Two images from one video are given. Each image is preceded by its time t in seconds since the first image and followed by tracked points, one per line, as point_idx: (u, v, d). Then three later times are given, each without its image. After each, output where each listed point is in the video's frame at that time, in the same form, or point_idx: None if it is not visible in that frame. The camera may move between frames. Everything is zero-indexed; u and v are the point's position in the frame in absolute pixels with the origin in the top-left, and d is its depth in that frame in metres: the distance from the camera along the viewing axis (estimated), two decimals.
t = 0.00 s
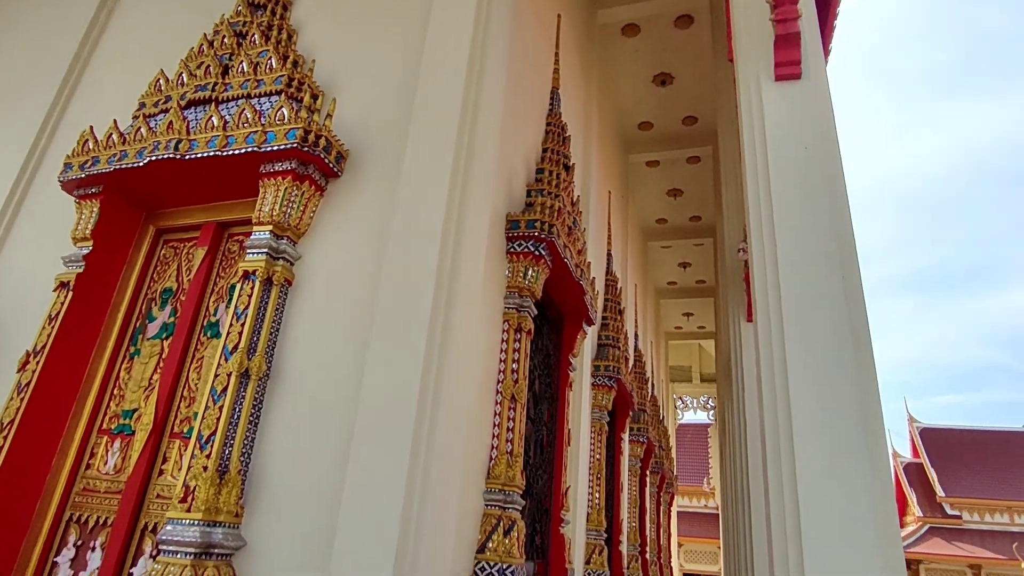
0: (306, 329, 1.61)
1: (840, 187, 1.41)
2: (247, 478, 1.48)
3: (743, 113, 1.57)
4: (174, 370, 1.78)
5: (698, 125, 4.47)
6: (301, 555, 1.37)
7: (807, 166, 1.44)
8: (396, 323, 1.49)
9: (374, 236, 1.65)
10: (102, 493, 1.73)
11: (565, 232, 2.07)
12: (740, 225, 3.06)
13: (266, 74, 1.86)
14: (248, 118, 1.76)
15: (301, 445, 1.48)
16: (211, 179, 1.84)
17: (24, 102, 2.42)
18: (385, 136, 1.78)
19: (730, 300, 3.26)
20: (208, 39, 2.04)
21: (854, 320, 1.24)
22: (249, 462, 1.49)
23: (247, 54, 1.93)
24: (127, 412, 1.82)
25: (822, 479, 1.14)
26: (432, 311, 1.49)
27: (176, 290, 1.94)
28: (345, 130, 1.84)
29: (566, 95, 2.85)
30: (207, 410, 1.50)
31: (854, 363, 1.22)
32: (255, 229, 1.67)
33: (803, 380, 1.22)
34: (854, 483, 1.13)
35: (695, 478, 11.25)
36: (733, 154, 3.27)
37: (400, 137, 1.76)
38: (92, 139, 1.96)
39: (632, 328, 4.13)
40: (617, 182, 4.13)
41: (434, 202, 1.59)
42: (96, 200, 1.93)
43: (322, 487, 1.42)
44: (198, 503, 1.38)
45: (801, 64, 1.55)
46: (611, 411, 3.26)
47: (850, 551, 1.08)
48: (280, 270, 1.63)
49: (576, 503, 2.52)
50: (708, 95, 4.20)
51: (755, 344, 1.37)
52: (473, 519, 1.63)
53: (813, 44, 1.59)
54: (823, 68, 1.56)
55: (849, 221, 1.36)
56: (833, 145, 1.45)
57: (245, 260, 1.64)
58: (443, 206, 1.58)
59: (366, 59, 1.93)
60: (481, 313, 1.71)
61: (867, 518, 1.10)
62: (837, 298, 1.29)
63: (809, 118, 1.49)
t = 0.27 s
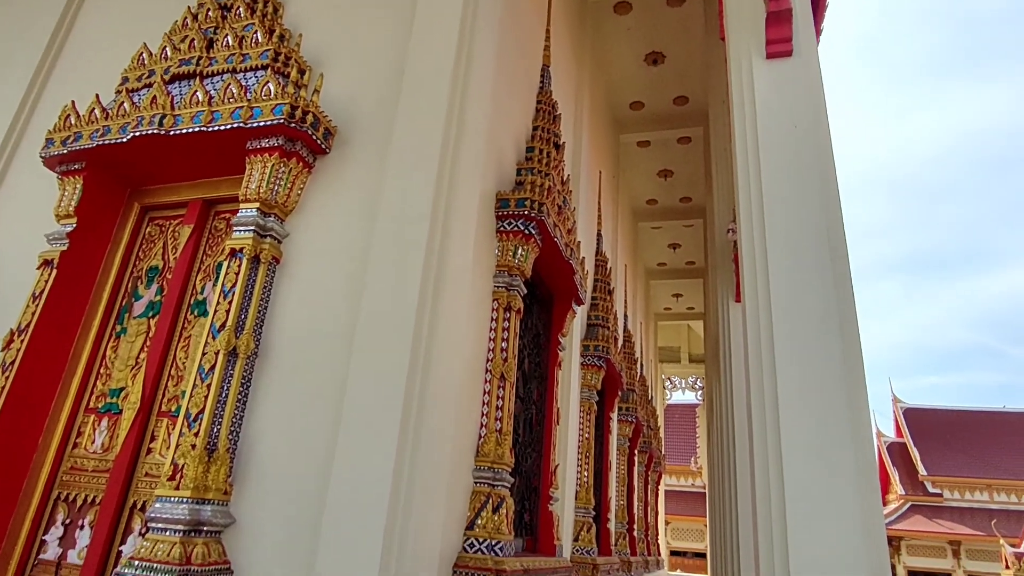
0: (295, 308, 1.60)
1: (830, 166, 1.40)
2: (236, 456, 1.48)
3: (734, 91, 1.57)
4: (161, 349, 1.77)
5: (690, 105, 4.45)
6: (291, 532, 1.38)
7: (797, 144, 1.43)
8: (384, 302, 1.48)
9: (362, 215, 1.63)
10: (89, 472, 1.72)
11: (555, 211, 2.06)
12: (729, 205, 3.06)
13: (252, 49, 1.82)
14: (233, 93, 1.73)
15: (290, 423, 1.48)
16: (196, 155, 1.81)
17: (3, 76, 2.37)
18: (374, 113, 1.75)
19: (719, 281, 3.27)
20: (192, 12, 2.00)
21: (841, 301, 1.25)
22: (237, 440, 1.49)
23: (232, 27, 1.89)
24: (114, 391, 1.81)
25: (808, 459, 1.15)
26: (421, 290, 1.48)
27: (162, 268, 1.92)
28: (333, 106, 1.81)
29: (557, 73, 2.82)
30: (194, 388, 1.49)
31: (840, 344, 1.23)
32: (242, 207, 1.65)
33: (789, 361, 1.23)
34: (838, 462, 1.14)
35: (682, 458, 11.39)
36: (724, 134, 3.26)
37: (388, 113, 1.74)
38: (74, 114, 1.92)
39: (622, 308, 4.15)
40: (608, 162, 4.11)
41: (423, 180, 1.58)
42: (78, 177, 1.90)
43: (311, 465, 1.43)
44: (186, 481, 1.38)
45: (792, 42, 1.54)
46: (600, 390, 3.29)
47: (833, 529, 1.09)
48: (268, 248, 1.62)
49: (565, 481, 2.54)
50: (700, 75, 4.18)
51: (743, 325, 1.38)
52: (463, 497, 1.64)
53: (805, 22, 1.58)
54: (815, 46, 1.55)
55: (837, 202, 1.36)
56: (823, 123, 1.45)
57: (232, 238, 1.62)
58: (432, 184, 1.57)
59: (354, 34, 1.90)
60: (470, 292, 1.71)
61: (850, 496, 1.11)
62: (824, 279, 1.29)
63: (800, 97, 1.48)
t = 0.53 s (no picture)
0: (285, 288, 1.59)
1: (821, 144, 1.40)
2: (227, 435, 1.48)
3: (726, 69, 1.56)
4: (150, 329, 1.76)
5: (683, 85, 4.43)
6: (284, 511, 1.38)
7: (789, 122, 1.43)
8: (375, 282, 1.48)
9: (352, 194, 1.62)
10: (81, 453, 1.72)
11: (546, 191, 2.06)
12: (721, 186, 3.06)
13: (238, 25, 1.79)
14: (220, 70, 1.70)
15: (281, 403, 1.48)
16: (183, 133, 1.79)
17: None
18: (363, 91, 1.73)
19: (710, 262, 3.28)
20: None
21: (831, 280, 1.25)
22: (229, 419, 1.49)
23: (217, 3, 1.86)
24: (104, 372, 1.80)
25: (797, 436, 1.16)
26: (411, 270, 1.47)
27: (151, 248, 1.90)
28: (321, 84, 1.79)
29: (549, 52, 2.80)
30: (185, 368, 1.49)
31: (829, 323, 1.23)
32: (231, 186, 1.63)
33: (778, 341, 1.24)
34: (827, 441, 1.15)
35: (673, 438, 11.50)
36: (716, 114, 3.25)
37: (378, 92, 1.72)
38: (57, 92, 1.89)
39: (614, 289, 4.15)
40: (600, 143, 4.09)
41: (413, 159, 1.56)
42: (63, 156, 1.87)
43: (303, 444, 1.43)
44: (178, 460, 1.38)
45: (786, 19, 1.53)
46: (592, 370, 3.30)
47: (820, 507, 1.11)
48: (257, 228, 1.60)
49: (557, 460, 2.56)
50: (692, 54, 4.15)
51: (734, 305, 1.39)
52: (454, 475, 1.66)
53: None
54: (808, 23, 1.54)
55: (830, 181, 1.35)
56: (815, 101, 1.44)
57: (220, 217, 1.60)
58: (423, 162, 1.56)
59: (342, 10, 1.87)
60: (461, 272, 1.70)
61: (839, 473, 1.12)
62: (814, 258, 1.29)
63: (792, 75, 1.48)
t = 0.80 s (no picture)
0: (277, 266, 1.58)
1: (815, 118, 1.39)
2: (221, 414, 1.48)
3: (721, 44, 1.54)
4: (142, 309, 1.75)
5: (677, 62, 4.39)
6: (279, 489, 1.39)
7: (783, 97, 1.42)
8: (367, 261, 1.47)
9: (344, 172, 1.61)
10: (75, 433, 1.72)
11: (539, 168, 2.04)
12: (714, 163, 3.05)
13: None
14: (208, 45, 1.67)
15: (274, 382, 1.48)
16: (172, 111, 1.76)
17: None
18: (354, 67, 1.71)
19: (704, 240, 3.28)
20: None
21: (823, 257, 1.25)
22: (222, 398, 1.49)
23: None
24: (96, 352, 1.79)
25: (788, 409, 1.17)
26: (404, 248, 1.46)
27: (141, 228, 1.89)
28: (311, 61, 1.76)
29: (542, 27, 2.76)
30: (177, 347, 1.48)
31: (821, 298, 1.24)
32: (220, 163, 1.61)
33: (771, 319, 1.24)
34: (818, 418, 1.16)
35: (666, 416, 11.61)
36: (710, 91, 3.23)
37: (368, 68, 1.70)
38: (42, 69, 1.85)
39: (607, 268, 4.16)
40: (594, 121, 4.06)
41: (405, 135, 1.55)
42: (50, 134, 1.84)
43: (297, 423, 1.43)
44: (172, 439, 1.38)
45: None
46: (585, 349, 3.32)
47: (810, 480, 1.12)
48: (248, 206, 1.59)
49: (551, 437, 2.58)
50: (687, 31, 4.11)
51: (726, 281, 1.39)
52: (448, 453, 1.67)
53: None
54: None
55: (823, 158, 1.35)
56: (809, 76, 1.43)
57: (211, 195, 1.58)
58: (415, 138, 1.54)
59: None
60: (454, 250, 1.70)
61: (830, 449, 1.13)
62: (807, 233, 1.29)
63: (787, 49, 1.46)
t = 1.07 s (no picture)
0: (270, 242, 1.57)
1: (811, 89, 1.38)
2: (217, 389, 1.49)
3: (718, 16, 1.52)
4: (136, 286, 1.74)
5: (674, 36, 4.34)
6: (276, 462, 1.40)
7: (779, 68, 1.40)
8: (361, 237, 1.46)
9: (336, 146, 1.59)
10: (71, 409, 1.72)
11: (534, 143, 2.03)
12: (710, 139, 3.03)
13: None
14: (196, 17, 1.64)
15: (269, 357, 1.48)
16: (161, 85, 1.74)
17: None
18: (345, 40, 1.69)
19: (699, 216, 3.27)
20: None
21: (818, 230, 1.24)
22: (217, 373, 1.49)
23: None
24: (90, 329, 1.79)
25: (781, 379, 1.17)
26: (398, 225, 1.45)
27: (133, 204, 1.87)
28: (302, 33, 1.74)
29: None
30: (171, 323, 1.48)
31: (816, 267, 1.23)
32: (212, 138, 1.59)
33: (764, 290, 1.24)
34: (812, 393, 1.15)
35: (661, 392, 11.70)
36: (706, 65, 3.20)
37: (360, 41, 1.67)
38: (27, 42, 1.82)
39: (602, 245, 4.15)
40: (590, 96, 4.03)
41: (398, 109, 1.53)
42: (38, 109, 1.82)
43: (292, 398, 1.44)
44: (168, 414, 1.38)
45: None
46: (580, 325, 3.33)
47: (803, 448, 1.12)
48: (240, 181, 1.58)
49: (546, 413, 2.60)
50: (684, 4, 4.06)
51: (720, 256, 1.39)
52: (444, 427, 1.68)
53: None
54: None
55: (819, 129, 1.33)
56: (805, 47, 1.42)
57: (202, 170, 1.56)
58: (407, 111, 1.52)
59: None
60: (448, 224, 1.69)
61: (823, 424, 1.13)
62: (802, 204, 1.28)
63: (783, 20, 1.44)
